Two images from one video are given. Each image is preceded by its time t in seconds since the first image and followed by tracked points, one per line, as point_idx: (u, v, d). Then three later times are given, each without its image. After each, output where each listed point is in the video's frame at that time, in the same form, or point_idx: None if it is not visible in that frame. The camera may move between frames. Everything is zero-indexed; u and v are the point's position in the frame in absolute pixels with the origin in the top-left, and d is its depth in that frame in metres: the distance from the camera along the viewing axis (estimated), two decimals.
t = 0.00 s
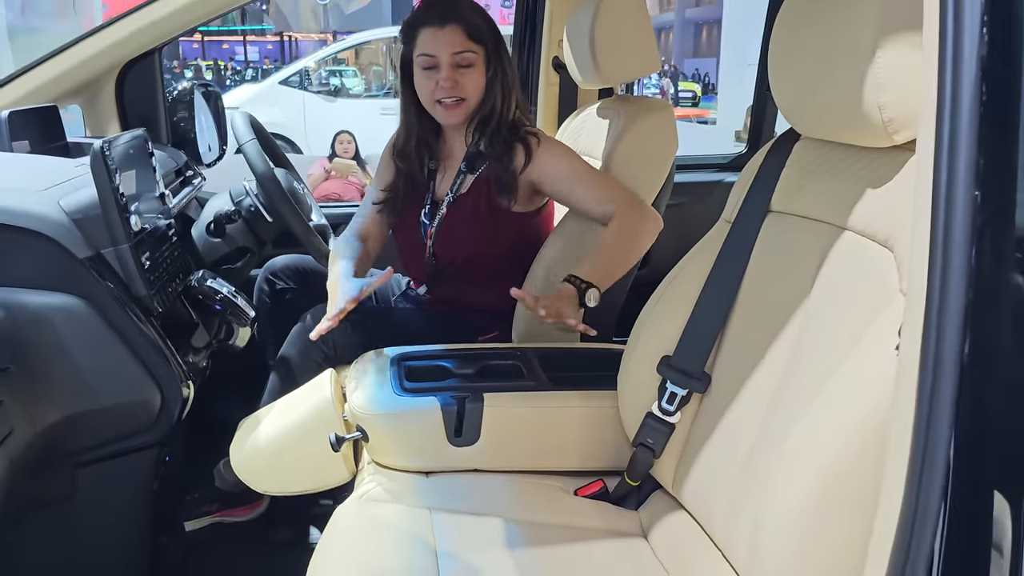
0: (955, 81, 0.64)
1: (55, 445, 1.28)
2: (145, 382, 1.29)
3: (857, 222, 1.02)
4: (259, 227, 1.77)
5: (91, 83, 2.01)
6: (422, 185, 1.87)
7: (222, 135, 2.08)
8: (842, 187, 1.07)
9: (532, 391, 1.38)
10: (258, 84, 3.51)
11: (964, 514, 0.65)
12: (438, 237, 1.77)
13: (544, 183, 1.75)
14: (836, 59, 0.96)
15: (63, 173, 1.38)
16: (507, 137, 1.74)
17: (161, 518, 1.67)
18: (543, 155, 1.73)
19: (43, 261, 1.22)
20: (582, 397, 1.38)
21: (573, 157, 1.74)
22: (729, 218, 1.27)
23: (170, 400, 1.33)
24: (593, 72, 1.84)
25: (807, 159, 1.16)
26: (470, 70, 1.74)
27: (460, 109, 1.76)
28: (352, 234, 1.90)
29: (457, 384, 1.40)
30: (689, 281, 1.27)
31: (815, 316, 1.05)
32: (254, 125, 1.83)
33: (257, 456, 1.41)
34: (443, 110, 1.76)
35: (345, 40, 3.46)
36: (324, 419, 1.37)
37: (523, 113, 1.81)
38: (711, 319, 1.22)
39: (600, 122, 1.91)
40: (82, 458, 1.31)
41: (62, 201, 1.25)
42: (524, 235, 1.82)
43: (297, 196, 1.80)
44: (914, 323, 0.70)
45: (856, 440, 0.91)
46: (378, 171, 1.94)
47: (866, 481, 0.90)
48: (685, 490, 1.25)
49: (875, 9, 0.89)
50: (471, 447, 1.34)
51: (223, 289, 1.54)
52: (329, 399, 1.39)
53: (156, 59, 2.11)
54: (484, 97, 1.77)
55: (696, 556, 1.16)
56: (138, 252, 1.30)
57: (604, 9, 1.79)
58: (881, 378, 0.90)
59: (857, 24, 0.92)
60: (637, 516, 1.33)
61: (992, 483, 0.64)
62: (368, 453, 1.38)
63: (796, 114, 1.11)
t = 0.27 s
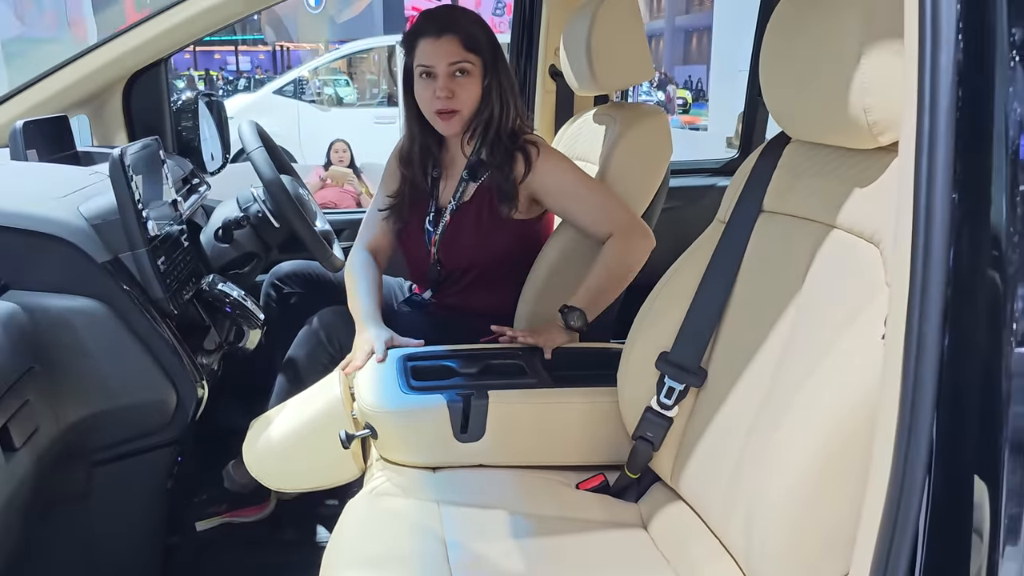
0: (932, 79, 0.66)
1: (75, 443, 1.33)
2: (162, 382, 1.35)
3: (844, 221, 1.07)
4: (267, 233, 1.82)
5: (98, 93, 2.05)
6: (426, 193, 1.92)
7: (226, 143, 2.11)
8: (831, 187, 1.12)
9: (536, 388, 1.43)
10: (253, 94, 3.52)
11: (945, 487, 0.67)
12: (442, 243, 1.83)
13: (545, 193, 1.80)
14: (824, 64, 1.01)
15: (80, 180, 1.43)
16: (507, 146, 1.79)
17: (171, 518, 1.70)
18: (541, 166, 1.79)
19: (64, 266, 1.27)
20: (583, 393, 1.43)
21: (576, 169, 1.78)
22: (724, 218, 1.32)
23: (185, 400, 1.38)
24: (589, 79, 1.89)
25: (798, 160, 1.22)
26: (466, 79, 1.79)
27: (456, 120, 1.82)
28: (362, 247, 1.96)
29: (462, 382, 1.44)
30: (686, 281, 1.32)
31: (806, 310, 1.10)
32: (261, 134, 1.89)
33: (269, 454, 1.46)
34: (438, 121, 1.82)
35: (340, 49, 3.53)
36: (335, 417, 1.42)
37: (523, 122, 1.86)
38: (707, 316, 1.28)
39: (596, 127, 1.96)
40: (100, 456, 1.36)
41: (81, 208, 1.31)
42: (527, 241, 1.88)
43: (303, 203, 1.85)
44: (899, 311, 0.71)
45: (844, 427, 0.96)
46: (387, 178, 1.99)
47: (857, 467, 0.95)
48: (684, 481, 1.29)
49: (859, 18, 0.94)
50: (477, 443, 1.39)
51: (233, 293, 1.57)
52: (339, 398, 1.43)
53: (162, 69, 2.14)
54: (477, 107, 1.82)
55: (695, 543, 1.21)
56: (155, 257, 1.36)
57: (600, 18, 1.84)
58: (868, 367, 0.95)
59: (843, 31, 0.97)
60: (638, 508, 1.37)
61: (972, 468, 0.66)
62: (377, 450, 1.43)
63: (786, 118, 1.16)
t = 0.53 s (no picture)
0: (914, 92, 0.67)
1: (82, 448, 1.36)
2: (166, 388, 1.38)
3: (834, 226, 1.10)
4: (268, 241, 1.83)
5: (100, 104, 2.08)
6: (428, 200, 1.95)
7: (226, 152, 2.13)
8: (821, 194, 1.15)
9: (534, 392, 1.45)
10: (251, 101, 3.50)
11: (930, 487, 0.67)
12: (442, 247, 1.85)
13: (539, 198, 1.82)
14: (812, 75, 1.04)
15: (85, 190, 1.46)
16: (502, 150, 1.83)
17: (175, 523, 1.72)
18: (537, 170, 1.80)
19: (70, 274, 1.30)
20: (580, 396, 1.45)
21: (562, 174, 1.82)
22: (717, 224, 1.35)
23: (190, 407, 1.41)
24: (585, 87, 1.92)
25: (789, 168, 1.25)
26: (465, 91, 1.81)
27: (461, 131, 1.85)
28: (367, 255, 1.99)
29: (461, 386, 1.47)
30: (681, 285, 1.35)
31: (797, 313, 1.13)
32: (262, 144, 1.91)
33: (273, 458, 1.49)
34: (444, 134, 1.85)
35: (336, 57, 3.54)
36: (336, 421, 1.45)
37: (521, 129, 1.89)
38: (702, 318, 1.30)
39: (593, 135, 1.98)
40: (105, 462, 1.39)
41: (87, 217, 1.34)
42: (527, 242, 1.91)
43: (304, 211, 1.88)
44: (885, 316, 0.72)
45: (833, 425, 0.99)
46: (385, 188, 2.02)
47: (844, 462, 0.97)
48: (680, 482, 1.32)
49: (846, 30, 0.97)
50: (477, 445, 1.41)
51: (235, 300, 1.60)
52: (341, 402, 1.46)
53: (163, 79, 2.17)
54: (479, 117, 1.85)
55: (691, 542, 1.24)
56: (159, 266, 1.38)
57: (596, 28, 1.87)
58: (857, 366, 0.97)
59: (831, 43, 1.00)
60: (635, 508, 1.40)
61: (957, 464, 0.66)
62: (378, 453, 1.45)
63: (777, 126, 1.19)
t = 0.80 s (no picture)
0: (904, 98, 0.68)
1: (85, 453, 1.37)
2: (168, 394, 1.39)
3: (829, 231, 1.11)
4: (268, 247, 1.84)
5: (101, 112, 2.09)
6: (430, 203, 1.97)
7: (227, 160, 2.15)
8: (816, 199, 1.16)
9: (533, 396, 1.46)
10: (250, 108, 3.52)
11: (924, 488, 0.68)
12: (439, 250, 1.87)
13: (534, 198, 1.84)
14: (806, 82, 1.06)
15: (88, 197, 1.47)
16: (503, 153, 1.86)
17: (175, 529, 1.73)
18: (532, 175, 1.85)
19: (73, 281, 1.31)
20: (579, 400, 1.46)
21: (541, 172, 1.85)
22: (714, 230, 1.36)
23: (192, 412, 1.42)
24: (582, 93, 1.94)
25: (784, 173, 1.26)
26: (454, 95, 1.84)
27: (453, 134, 1.87)
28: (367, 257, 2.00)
29: (461, 390, 1.48)
30: (679, 290, 1.36)
31: (793, 317, 1.14)
32: (262, 151, 1.92)
33: (274, 462, 1.50)
34: (439, 138, 1.88)
35: (336, 64, 3.54)
36: (337, 425, 1.46)
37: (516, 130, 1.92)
38: (699, 323, 1.32)
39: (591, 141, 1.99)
40: (107, 466, 1.40)
41: (90, 224, 1.35)
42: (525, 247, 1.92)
43: (304, 217, 1.89)
44: (878, 320, 0.73)
45: (828, 426, 1.00)
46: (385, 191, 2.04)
47: (840, 464, 0.98)
48: (678, 485, 1.33)
49: (839, 38, 0.99)
50: (477, 449, 1.42)
51: (236, 306, 1.61)
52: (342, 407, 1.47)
53: (165, 87, 2.18)
54: (471, 120, 1.87)
55: (690, 545, 1.25)
56: (161, 272, 1.39)
57: (593, 35, 1.88)
58: (850, 368, 0.99)
59: (824, 51, 1.01)
60: (634, 512, 1.41)
61: (949, 464, 0.68)
62: (379, 458, 1.46)
63: (772, 133, 1.21)
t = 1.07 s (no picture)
0: (906, 101, 0.68)
1: (88, 457, 1.37)
2: (171, 397, 1.39)
3: (831, 234, 1.12)
4: (270, 251, 1.84)
5: (102, 116, 2.10)
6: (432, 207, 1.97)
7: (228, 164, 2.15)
8: (817, 203, 1.17)
9: (535, 399, 1.47)
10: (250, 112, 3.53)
11: (926, 490, 0.69)
12: (444, 254, 1.89)
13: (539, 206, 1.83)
14: (806, 87, 1.06)
15: (91, 201, 1.47)
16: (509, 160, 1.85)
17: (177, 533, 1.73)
18: (536, 181, 1.83)
19: (77, 285, 1.32)
20: (581, 403, 1.47)
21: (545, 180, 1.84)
22: (716, 233, 1.36)
23: (194, 416, 1.42)
24: (584, 98, 1.94)
25: (785, 177, 1.26)
26: (460, 105, 1.83)
27: (455, 144, 1.87)
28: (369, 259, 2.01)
29: (463, 394, 1.48)
30: (680, 293, 1.37)
31: (794, 320, 1.15)
32: (264, 155, 1.93)
33: (277, 466, 1.50)
34: (440, 146, 1.88)
35: (336, 68, 3.59)
36: (339, 429, 1.46)
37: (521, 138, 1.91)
38: (701, 326, 1.32)
39: (592, 145, 2.00)
40: (110, 470, 1.40)
41: (93, 228, 1.35)
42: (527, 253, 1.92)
43: (306, 221, 1.89)
44: (880, 323, 0.73)
45: (831, 428, 1.00)
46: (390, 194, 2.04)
47: (842, 465, 0.99)
48: (681, 487, 1.33)
49: (838, 43, 0.99)
50: (479, 452, 1.43)
51: (239, 310, 1.61)
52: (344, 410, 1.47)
53: (166, 92, 2.19)
54: (474, 129, 1.86)
55: (692, 548, 1.25)
56: (164, 276, 1.40)
57: (594, 40, 1.90)
58: (852, 371, 0.99)
59: (824, 54, 1.02)
60: (636, 514, 1.41)
61: (951, 466, 0.68)
62: (381, 461, 1.46)
63: (773, 136, 1.21)
